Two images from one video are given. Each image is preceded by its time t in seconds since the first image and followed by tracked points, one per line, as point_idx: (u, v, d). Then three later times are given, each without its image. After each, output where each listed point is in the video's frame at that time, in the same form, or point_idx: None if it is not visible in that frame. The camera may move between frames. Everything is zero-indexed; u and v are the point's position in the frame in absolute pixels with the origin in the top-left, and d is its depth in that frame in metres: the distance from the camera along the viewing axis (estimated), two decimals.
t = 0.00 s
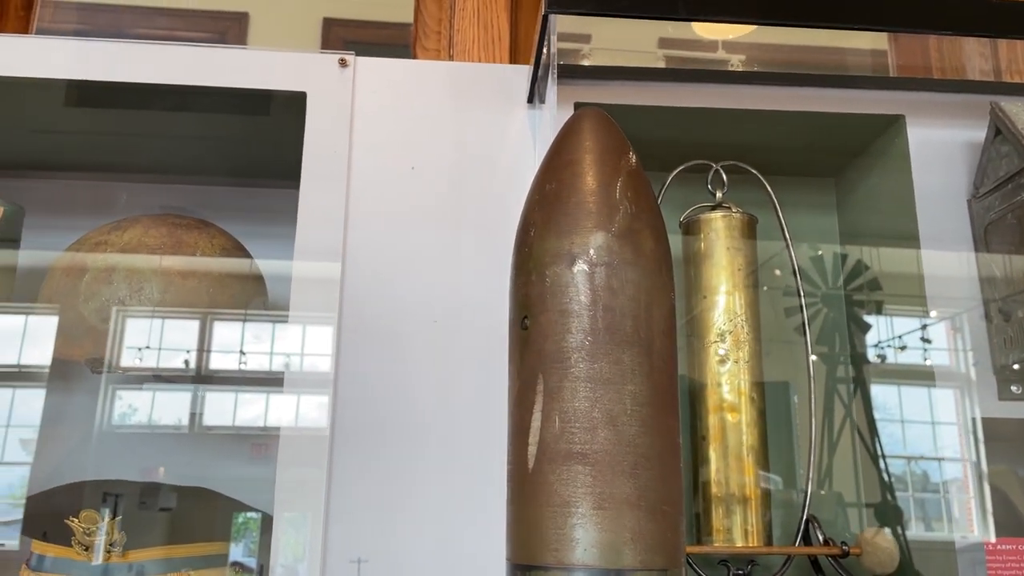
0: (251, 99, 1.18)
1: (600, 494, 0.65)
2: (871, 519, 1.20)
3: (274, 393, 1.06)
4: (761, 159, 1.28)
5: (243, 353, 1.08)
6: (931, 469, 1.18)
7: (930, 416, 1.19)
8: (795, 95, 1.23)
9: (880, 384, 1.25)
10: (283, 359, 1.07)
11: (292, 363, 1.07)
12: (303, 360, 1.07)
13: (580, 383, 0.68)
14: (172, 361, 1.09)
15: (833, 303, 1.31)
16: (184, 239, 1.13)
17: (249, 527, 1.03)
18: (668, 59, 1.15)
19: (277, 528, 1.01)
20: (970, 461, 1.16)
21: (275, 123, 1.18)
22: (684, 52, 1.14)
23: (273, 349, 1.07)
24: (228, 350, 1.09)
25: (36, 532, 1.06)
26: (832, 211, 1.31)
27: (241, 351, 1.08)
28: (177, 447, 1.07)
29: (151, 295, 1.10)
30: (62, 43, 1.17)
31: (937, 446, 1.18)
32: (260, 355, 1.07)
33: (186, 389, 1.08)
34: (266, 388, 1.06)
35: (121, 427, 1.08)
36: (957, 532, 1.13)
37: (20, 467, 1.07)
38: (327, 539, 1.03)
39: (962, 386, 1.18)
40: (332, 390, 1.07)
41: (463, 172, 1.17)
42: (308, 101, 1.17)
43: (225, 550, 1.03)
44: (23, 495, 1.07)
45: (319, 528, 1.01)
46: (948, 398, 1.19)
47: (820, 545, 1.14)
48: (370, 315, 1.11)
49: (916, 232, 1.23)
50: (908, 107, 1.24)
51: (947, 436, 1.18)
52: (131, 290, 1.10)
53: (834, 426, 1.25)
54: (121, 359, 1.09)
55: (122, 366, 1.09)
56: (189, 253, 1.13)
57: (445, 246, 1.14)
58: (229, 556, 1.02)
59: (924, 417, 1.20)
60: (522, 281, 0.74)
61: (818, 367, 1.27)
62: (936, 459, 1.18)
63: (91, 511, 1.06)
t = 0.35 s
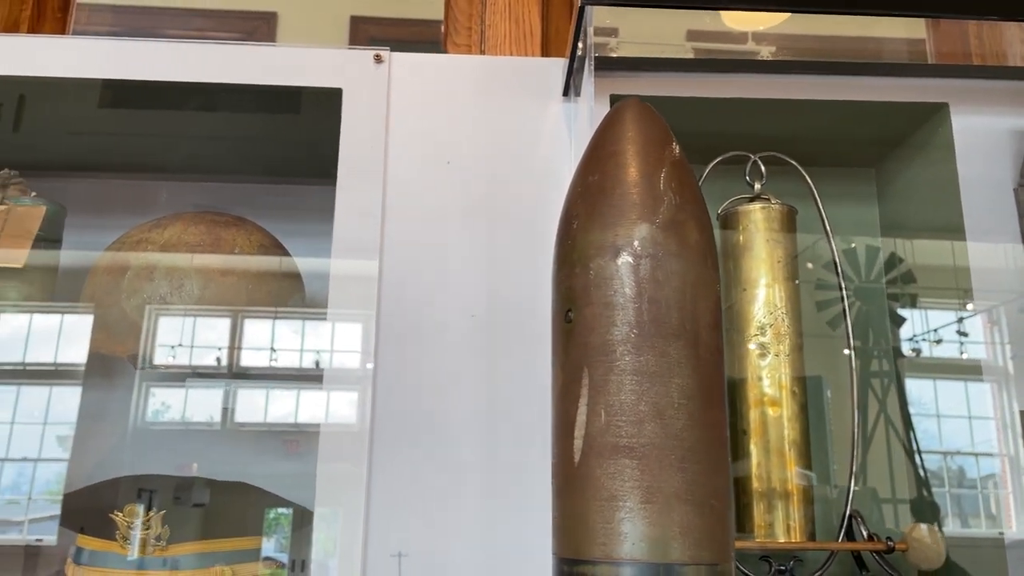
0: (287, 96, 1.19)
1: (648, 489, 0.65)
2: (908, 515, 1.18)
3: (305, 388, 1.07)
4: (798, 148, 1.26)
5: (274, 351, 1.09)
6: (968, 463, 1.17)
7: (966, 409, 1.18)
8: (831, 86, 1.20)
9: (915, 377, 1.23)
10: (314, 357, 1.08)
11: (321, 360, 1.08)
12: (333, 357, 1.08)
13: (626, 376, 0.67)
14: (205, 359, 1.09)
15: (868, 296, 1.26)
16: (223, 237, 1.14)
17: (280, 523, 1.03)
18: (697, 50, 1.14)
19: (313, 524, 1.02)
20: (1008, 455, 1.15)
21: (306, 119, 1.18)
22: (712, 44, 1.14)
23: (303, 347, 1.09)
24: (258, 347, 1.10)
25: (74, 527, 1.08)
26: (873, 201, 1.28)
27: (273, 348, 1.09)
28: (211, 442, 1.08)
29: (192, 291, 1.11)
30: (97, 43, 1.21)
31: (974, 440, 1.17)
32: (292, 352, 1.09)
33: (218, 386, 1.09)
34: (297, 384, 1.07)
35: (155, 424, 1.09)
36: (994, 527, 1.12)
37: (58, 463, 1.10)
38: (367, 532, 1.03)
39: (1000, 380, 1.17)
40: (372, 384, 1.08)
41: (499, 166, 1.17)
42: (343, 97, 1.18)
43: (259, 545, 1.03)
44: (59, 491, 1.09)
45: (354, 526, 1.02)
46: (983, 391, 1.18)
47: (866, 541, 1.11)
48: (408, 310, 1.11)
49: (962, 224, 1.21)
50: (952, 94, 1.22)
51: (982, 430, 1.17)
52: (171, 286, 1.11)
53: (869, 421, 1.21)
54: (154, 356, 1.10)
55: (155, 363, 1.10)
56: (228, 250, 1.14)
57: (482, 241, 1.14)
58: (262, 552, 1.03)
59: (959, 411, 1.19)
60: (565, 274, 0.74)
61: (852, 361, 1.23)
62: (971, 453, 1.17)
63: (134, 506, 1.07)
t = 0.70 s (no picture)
0: (328, 88, 1.19)
1: (705, 475, 0.66)
2: (952, 509, 1.15)
3: (340, 384, 1.08)
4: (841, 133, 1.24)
5: (309, 345, 1.11)
6: (1013, 458, 1.14)
7: (1011, 400, 1.16)
8: (879, 68, 1.17)
9: (956, 368, 1.20)
10: (348, 351, 1.09)
11: (355, 355, 1.08)
12: (366, 351, 1.08)
13: (680, 361, 0.68)
14: (241, 353, 1.11)
15: (904, 286, 1.24)
16: (266, 229, 1.16)
17: (316, 515, 1.05)
18: (731, 38, 1.14)
19: (345, 518, 1.03)
20: None
21: (347, 110, 1.19)
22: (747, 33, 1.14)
23: (337, 341, 1.10)
24: (293, 343, 1.11)
25: (113, 519, 1.14)
26: (923, 186, 1.26)
27: (307, 343, 1.11)
28: (248, 437, 1.11)
29: (236, 283, 1.13)
30: (136, 35, 1.21)
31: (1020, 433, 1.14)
32: (326, 347, 1.10)
33: (254, 381, 1.11)
34: (331, 378, 1.09)
35: (192, 419, 1.12)
36: None
37: (99, 457, 1.16)
38: (414, 521, 1.03)
39: None
40: (417, 376, 1.08)
41: (541, 154, 1.16)
42: (383, 88, 1.17)
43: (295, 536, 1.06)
44: (101, 485, 1.16)
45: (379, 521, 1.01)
46: None
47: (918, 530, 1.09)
48: (452, 300, 1.11)
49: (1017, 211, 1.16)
50: (1005, 75, 1.19)
51: None
52: (216, 278, 1.13)
53: (911, 411, 1.19)
54: (190, 353, 1.12)
55: (191, 360, 1.12)
56: (272, 240, 1.16)
57: (524, 230, 1.13)
58: (298, 544, 1.05)
59: (1004, 404, 1.16)
60: (615, 259, 0.75)
61: (887, 352, 1.20)
62: (1017, 446, 1.14)
63: (184, 496, 1.10)
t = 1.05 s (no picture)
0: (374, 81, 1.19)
1: (771, 463, 0.66)
2: (1000, 500, 1.13)
3: (378, 376, 1.11)
4: (884, 119, 1.22)
5: (346, 339, 1.14)
6: None
7: None
8: (941, 49, 1.13)
9: (1008, 356, 1.21)
10: (385, 344, 1.11)
11: (392, 347, 1.10)
12: (403, 344, 1.09)
13: (743, 348, 0.69)
14: (280, 347, 1.15)
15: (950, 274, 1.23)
16: (315, 222, 1.19)
17: (354, 506, 1.10)
18: (768, 23, 1.11)
19: (384, 509, 1.05)
20: None
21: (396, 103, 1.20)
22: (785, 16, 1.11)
23: (374, 335, 1.12)
24: (332, 337, 1.14)
25: (159, 509, 1.21)
26: (977, 170, 1.25)
27: (345, 337, 1.14)
28: (288, 429, 1.15)
29: (287, 277, 1.17)
30: (178, 33, 1.21)
31: None
32: (363, 340, 1.12)
33: (292, 375, 1.15)
34: (368, 371, 1.11)
35: (235, 412, 1.17)
36: None
37: (143, 451, 1.22)
38: (466, 510, 1.02)
39: None
40: (467, 369, 1.07)
41: (588, 141, 1.15)
42: (429, 80, 1.17)
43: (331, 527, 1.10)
44: (145, 477, 1.22)
45: (419, 518, 1.01)
46: None
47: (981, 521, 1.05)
48: (500, 289, 1.10)
49: None
50: None
51: None
52: (268, 271, 1.17)
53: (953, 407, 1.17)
54: (232, 348, 1.17)
55: (234, 355, 1.17)
56: (322, 233, 1.18)
57: (571, 219, 1.13)
58: (337, 534, 1.09)
59: None
60: (673, 245, 0.76)
61: (935, 342, 1.19)
62: None
63: (241, 486, 1.15)
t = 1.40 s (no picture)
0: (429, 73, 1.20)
1: (850, 448, 0.68)
2: None
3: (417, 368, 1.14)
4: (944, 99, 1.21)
5: (387, 332, 1.15)
6: None
7: None
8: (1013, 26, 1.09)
9: None
10: (425, 336, 1.14)
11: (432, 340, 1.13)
12: (443, 337, 1.12)
13: (820, 333, 0.71)
14: (322, 340, 1.18)
15: (1003, 259, 1.22)
16: (372, 214, 1.20)
17: (395, 499, 1.11)
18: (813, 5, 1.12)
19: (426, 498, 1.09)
20: None
21: (453, 94, 1.20)
22: None
23: (414, 327, 1.14)
24: (372, 330, 1.16)
25: (207, 498, 1.26)
26: None
27: (386, 329, 1.15)
28: (329, 419, 1.18)
29: (346, 266, 1.17)
30: (223, 30, 1.21)
31: None
32: (403, 332, 1.15)
33: (334, 366, 1.18)
34: (409, 366, 1.15)
35: (279, 404, 1.22)
36: None
37: (189, 442, 1.27)
38: (527, 495, 1.02)
39: None
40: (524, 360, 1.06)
41: (644, 126, 1.15)
42: (483, 69, 1.17)
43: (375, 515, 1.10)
44: (191, 468, 1.27)
45: (468, 510, 1.04)
46: None
47: None
48: (558, 276, 1.10)
49: None
50: None
51: None
52: (326, 262, 1.17)
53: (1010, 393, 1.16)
54: (276, 340, 1.20)
55: (277, 347, 1.20)
56: (378, 225, 1.19)
57: (627, 207, 1.12)
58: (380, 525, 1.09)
59: None
60: (745, 231, 0.78)
61: (989, 328, 1.18)
62: None
63: (304, 474, 1.14)
